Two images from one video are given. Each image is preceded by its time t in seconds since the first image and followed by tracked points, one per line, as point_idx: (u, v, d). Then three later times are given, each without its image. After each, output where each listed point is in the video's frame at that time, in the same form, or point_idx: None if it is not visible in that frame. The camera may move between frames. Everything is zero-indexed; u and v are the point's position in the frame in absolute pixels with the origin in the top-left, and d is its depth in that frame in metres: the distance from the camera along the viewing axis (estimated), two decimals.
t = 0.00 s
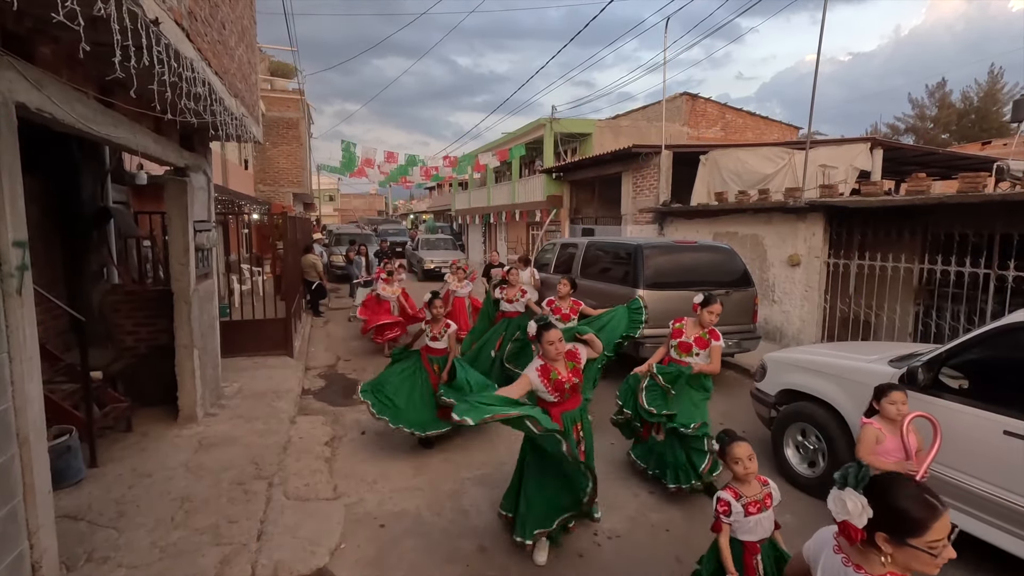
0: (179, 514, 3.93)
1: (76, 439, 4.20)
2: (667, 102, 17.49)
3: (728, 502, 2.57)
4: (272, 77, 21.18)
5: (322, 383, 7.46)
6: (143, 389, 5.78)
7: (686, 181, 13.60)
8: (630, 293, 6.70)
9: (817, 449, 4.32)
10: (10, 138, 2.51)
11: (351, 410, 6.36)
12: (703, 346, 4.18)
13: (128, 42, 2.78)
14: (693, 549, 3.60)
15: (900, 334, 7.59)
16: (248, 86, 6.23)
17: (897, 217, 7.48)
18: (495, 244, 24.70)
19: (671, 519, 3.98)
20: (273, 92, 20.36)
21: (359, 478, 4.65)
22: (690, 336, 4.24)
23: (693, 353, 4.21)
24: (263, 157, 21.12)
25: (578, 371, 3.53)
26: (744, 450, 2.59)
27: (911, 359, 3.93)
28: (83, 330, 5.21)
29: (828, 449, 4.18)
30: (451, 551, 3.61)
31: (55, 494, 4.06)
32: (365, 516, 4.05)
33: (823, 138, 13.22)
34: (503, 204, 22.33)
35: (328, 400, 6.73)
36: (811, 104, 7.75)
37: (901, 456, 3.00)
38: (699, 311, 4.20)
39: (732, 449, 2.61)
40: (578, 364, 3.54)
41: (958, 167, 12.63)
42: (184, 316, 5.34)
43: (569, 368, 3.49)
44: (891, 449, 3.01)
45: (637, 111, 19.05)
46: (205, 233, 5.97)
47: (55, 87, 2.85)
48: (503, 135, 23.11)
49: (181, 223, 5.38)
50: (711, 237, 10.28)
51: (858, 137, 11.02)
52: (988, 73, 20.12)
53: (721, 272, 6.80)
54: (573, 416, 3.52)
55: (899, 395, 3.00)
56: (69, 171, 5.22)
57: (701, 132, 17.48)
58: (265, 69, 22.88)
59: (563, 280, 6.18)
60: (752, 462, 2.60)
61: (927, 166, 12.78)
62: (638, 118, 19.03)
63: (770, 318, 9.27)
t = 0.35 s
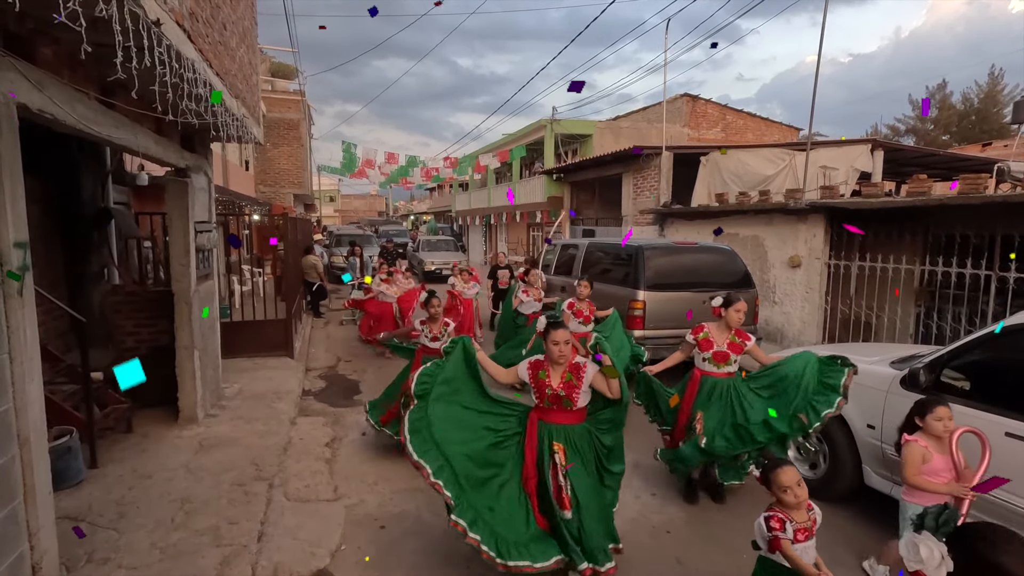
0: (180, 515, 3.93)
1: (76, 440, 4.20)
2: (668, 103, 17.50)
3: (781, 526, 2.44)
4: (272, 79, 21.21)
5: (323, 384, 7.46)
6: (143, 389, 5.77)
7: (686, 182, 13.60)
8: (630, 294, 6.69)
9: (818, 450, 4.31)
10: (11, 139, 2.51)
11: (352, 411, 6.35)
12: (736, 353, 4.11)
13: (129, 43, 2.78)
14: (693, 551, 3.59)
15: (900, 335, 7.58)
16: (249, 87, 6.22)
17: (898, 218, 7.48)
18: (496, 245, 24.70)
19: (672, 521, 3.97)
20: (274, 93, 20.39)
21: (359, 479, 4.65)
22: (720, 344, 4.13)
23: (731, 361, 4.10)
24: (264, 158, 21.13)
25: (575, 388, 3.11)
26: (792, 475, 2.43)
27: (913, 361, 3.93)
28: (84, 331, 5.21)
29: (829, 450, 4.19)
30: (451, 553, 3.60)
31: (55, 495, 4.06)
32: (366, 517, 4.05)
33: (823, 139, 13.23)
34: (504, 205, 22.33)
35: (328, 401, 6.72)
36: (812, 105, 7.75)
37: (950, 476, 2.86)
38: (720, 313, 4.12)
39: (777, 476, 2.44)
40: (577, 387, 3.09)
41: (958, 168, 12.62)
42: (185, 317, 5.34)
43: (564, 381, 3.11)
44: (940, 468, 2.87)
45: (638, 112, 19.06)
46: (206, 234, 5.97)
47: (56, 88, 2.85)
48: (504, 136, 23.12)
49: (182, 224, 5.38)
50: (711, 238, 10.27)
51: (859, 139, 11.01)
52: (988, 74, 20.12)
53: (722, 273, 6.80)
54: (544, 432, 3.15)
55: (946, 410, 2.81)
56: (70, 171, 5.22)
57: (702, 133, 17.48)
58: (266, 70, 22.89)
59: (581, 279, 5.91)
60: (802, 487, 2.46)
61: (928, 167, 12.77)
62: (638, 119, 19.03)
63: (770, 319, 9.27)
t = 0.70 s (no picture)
0: (180, 516, 3.92)
1: (76, 441, 4.20)
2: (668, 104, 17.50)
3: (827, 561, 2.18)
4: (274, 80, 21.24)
5: (323, 385, 7.46)
6: (144, 390, 5.79)
7: (687, 183, 13.60)
8: (631, 295, 6.69)
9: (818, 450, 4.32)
10: (13, 138, 2.50)
11: (352, 413, 6.35)
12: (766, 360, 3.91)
13: (131, 44, 2.78)
14: (695, 552, 3.59)
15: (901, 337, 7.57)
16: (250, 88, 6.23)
17: (899, 220, 7.47)
18: (496, 247, 24.70)
19: (673, 522, 3.96)
20: (274, 94, 20.39)
21: (359, 480, 4.65)
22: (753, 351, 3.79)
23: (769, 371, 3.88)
24: (264, 158, 21.14)
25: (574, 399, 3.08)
26: (849, 520, 2.14)
27: (914, 362, 3.93)
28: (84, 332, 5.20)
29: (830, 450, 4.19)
30: (452, 554, 3.60)
31: (55, 495, 4.05)
32: (367, 518, 4.04)
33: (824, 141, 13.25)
34: (504, 206, 22.36)
35: (329, 402, 6.72)
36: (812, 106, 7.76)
37: (993, 491, 2.66)
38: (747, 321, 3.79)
39: (831, 522, 2.16)
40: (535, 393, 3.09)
41: (959, 170, 12.62)
42: (185, 318, 5.34)
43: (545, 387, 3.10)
44: (981, 483, 2.67)
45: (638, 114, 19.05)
46: (206, 235, 5.96)
47: (59, 89, 2.86)
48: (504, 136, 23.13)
49: (183, 225, 5.38)
50: (712, 240, 10.28)
51: (860, 140, 11.01)
52: (989, 76, 20.12)
53: (723, 275, 6.80)
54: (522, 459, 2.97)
55: (996, 424, 2.60)
56: (70, 172, 5.22)
57: (702, 134, 17.49)
58: (267, 71, 22.91)
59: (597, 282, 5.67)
60: (861, 533, 2.17)
61: (929, 169, 12.77)
62: (639, 120, 19.03)
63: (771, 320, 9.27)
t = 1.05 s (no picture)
0: (180, 517, 3.93)
1: (77, 442, 4.20)
2: (668, 106, 17.52)
3: None
4: (274, 81, 21.27)
5: (323, 385, 7.47)
6: (145, 391, 5.80)
7: (687, 185, 13.61)
8: (631, 296, 6.70)
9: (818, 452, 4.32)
10: (15, 139, 2.51)
11: (352, 413, 6.36)
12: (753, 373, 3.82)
13: (131, 45, 2.79)
14: (695, 553, 3.60)
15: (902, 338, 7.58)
16: (251, 89, 6.24)
17: (899, 221, 7.48)
18: (496, 248, 24.71)
19: (673, 523, 3.97)
20: (275, 95, 20.38)
21: (359, 480, 4.65)
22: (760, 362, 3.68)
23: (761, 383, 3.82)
24: (265, 159, 21.15)
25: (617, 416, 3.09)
26: (905, 544, 1.92)
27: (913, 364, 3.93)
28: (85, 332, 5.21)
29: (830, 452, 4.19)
30: (452, 554, 3.61)
31: (55, 496, 4.06)
32: (367, 519, 4.05)
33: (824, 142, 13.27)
34: (504, 207, 22.38)
35: (329, 403, 6.73)
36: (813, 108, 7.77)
37: None
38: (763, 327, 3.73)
39: (884, 542, 1.93)
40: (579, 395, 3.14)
41: (959, 171, 12.62)
42: (186, 319, 5.35)
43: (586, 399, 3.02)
44: (1019, 507, 2.37)
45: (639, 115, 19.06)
46: (207, 235, 5.97)
47: (60, 90, 2.86)
48: (504, 137, 23.15)
49: (183, 225, 5.38)
50: (712, 241, 10.28)
51: (860, 141, 11.01)
52: (989, 77, 20.14)
53: (723, 276, 6.80)
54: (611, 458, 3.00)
55: None
56: (71, 173, 5.23)
57: (702, 136, 17.50)
58: (268, 72, 22.93)
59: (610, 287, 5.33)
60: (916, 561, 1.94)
61: (929, 170, 12.79)
62: (639, 122, 19.04)
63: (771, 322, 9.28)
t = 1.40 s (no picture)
0: (180, 517, 3.93)
1: (76, 442, 4.21)
2: (667, 107, 17.55)
3: None
4: (273, 82, 21.28)
5: (322, 386, 7.47)
6: (144, 392, 5.80)
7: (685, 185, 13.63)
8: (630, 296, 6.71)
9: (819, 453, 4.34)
10: (15, 139, 2.51)
11: (352, 414, 6.36)
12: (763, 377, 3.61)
13: (132, 46, 2.79)
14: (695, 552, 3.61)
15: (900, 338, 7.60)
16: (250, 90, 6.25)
17: (897, 222, 7.51)
18: (495, 248, 24.70)
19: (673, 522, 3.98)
20: (274, 96, 20.38)
21: (359, 481, 4.66)
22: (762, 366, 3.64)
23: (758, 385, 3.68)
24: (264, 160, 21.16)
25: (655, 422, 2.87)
26: None
27: (912, 364, 3.94)
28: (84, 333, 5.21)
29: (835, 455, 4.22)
30: (451, 555, 3.62)
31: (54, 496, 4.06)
32: (366, 519, 4.06)
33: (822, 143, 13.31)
34: (503, 208, 22.41)
35: (328, 403, 6.73)
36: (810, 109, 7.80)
37: None
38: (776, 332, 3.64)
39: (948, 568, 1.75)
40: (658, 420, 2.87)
41: (957, 172, 12.67)
42: (185, 319, 5.35)
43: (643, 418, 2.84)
44: None
45: (637, 115, 19.09)
46: (206, 236, 5.98)
47: (60, 91, 2.87)
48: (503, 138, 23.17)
49: (183, 225, 5.38)
50: (711, 241, 10.30)
51: (858, 142, 11.03)
52: (986, 78, 20.18)
53: (722, 277, 6.81)
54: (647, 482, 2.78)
55: None
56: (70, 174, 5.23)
57: (701, 136, 17.52)
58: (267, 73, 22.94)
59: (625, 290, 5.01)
60: None
61: (927, 171, 12.82)
62: (638, 122, 19.06)
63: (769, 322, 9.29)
